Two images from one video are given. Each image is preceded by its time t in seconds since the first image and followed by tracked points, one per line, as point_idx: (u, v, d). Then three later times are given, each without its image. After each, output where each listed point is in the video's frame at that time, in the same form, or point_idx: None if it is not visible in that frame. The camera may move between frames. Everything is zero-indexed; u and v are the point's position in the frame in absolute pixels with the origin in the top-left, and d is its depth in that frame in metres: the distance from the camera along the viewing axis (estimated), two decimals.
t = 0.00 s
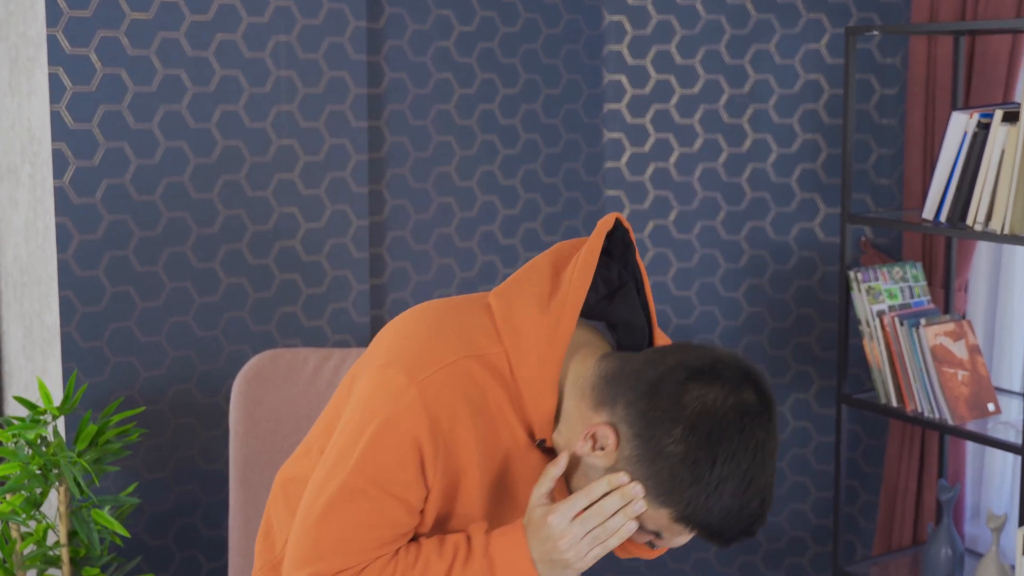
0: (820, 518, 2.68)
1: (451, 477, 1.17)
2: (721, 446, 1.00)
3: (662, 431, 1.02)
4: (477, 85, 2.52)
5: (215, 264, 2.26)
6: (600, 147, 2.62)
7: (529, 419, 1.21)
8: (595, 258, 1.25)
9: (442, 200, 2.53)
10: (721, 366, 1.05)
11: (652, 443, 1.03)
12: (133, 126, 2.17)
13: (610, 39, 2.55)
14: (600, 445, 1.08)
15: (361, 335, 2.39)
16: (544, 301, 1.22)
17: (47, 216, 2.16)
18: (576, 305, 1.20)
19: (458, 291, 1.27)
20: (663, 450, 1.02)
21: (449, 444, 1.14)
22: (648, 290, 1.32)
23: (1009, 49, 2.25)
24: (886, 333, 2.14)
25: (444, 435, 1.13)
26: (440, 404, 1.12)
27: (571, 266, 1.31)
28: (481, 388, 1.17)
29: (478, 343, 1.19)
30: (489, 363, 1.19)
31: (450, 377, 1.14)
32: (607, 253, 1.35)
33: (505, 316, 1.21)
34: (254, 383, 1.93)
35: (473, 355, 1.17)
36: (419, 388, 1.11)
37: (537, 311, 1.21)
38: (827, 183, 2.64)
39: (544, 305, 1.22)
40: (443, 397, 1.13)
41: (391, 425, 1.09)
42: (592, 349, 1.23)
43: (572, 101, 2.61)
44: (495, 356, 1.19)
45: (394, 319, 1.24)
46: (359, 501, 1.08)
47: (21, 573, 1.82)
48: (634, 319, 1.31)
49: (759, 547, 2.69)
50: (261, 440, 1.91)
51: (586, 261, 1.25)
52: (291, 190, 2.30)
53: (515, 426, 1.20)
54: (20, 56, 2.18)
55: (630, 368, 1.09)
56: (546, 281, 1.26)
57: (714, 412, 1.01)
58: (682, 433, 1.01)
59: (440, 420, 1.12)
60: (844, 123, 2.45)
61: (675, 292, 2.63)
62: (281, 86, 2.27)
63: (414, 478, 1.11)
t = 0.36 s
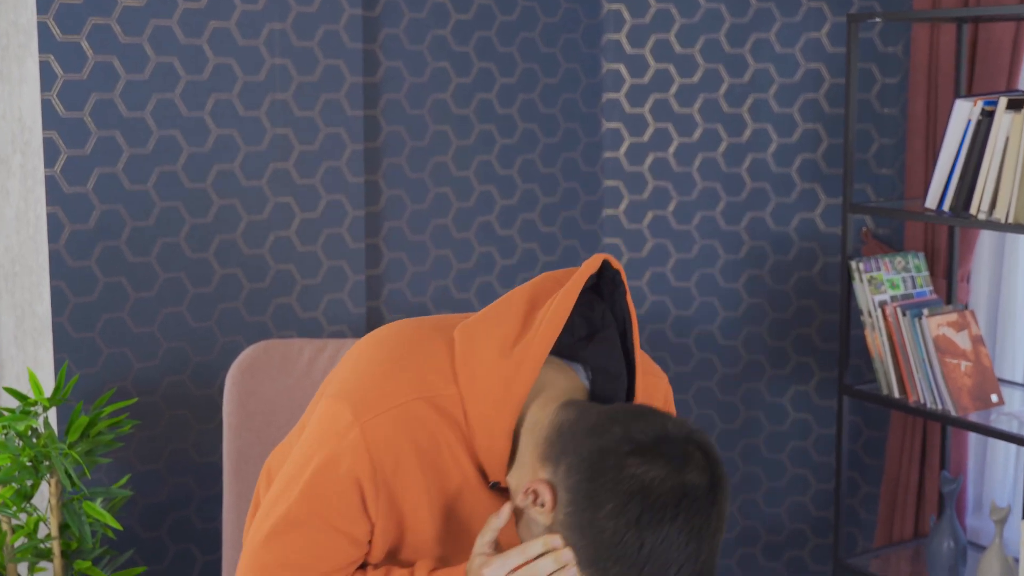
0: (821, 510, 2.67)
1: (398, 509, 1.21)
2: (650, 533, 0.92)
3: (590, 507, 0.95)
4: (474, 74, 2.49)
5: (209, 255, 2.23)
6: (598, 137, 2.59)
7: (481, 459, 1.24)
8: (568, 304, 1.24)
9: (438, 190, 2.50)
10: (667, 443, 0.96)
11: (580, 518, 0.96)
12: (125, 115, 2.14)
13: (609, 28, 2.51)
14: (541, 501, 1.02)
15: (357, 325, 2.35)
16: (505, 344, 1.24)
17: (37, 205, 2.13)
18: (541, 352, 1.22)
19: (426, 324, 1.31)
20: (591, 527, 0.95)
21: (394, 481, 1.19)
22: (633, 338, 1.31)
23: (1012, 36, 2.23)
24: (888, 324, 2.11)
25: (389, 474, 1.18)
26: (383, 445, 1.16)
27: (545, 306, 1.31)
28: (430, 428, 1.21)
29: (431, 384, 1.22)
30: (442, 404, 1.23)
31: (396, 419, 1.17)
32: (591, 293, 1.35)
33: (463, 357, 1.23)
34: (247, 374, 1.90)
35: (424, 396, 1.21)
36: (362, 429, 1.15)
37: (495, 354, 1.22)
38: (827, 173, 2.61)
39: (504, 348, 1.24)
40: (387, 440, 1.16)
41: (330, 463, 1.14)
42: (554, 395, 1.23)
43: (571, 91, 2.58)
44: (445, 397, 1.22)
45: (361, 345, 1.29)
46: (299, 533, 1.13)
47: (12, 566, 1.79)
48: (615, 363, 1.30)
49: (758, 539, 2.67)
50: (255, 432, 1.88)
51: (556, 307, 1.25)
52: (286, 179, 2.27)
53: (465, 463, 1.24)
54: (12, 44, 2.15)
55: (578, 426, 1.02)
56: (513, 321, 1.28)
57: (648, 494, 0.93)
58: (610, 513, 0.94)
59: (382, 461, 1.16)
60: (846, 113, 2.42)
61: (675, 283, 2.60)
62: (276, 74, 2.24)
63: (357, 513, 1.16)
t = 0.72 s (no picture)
0: (823, 493, 2.65)
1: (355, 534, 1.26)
2: None
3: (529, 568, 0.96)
4: (473, 53, 2.46)
5: (205, 235, 2.20)
6: (599, 118, 2.56)
7: (438, 490, 1.28)
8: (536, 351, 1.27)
9: (437, 170, 2.47)
10: (609, 513, 0.97)
11: None
12: (119, 93, 2.11)
13: (609, 7, 2.48)
14: (484, 547, 1.04)
15: (354, 307, 2.32)
16: (467, 381, 1.26)
17: (31, 185, 2.10)
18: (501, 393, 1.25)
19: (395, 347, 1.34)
20: None
21: (350, 508, 1.23)
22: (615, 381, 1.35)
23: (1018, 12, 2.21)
24: (893, 305, 2.09)
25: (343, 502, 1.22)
26: (336, 476, 1.20)
27: (518, 343, 1.33)
28: (388, 460, 1.24)
29: (391, 417, 1.26)
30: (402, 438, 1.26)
31: (349, 451, 1.21)
32: (572, 334, 1.39)
33: (422, 391, 1.26)
34: (243, 356, 1.88)
35: (382, 429, 1.24)
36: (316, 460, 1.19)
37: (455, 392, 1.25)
38: (829, 154, 2.58)
39: (466, 385, 1.26)
40: (340, 471, 1.20)
41: (283, 490, 1.18)
42: (518, 433, 1.25)
43: (570, 71, 2.55)
44: (403, 431, 1.25)
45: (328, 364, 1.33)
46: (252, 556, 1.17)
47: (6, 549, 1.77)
48: (593, 407, 1.33)
49: (759, 523, 2.65)
50: (253, 413, 1.86)
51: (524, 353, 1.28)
52: (282, 159, 2.24)
53: (422, 492, 1.28)
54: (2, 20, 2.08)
55: (528, 480, 1.03)
56: (479, 356, 1.30)
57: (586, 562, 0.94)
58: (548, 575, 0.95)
59: (334, 491, 1.20)
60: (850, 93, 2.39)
61: (675, 265, 2.58)
62: (272, 52, 2.20)
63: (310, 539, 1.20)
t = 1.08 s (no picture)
0: (828, 470, 2.63)
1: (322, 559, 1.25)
2: None
3: None
4: (475, 26, 2.42)
5: (203, 208, 2.17)
6: (602, 91, 2.52)
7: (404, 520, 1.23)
8: (506, 405, 1.19)
9: (438, 144, 2.43)
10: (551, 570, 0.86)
11: None
12: (116, 65, 2.08)
13: None
14: None
15: (354, 283, 2.30)
16: (431, 421, 1.22)
17: (27, 158, 2.07)
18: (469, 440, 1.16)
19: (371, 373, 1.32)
20: None
21: (315, 536, 1.23)
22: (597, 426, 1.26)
23: None
24: (899, 279, 2.06)
25: (305, 531, 1.22)
26: (297, 505, 1.20)
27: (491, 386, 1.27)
28: (349, 490, 1.22)
29: (354, 444, 1.24)
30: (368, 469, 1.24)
31: (308, 481, 1.21)
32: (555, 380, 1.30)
33: (388, 425, 1.23)
34: (242, 329, 1.85)
35: (345, 458, 1.22)
36: (275, 484, 1.20)
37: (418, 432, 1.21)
38: (835, 128, 2.54)
39: (431, 425, 1.21)
40: (300, 501, 1.20)
41: (248, 512, 1.21)
42: (488, 466, 1.13)
43: (573, 44, 2.51)
44: (365, 461, 1.23)
45: (308, 380, 1.33)
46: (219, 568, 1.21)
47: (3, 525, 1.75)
48: (571, 453, 1.24)
49: (763, 500, 2.64)
50: (252, 388, 1.84)
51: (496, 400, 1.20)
52: (282, 132, 2.21)
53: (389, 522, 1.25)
54: None
55: (481, 522, 0.92)
56: (451, 393, 1.25)
57: None
58: None
59: (297, 518, 1.20)
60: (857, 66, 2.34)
61: (679, 241, 2.56)
62: (271, 24, 2.17)
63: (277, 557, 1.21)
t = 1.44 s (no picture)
0: (832, 447, 2.58)
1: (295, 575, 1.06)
2: None
3: None
4: None
5: (201, 182, 2.14)
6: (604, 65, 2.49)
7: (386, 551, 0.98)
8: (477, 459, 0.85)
9: (439, 118, 2.40)
10: None
11: None
12: (112, 36, 2.04)
13: None
14: None
15: (354, 258, 2.27)
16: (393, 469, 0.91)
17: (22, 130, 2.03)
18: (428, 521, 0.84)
19: (354, 380, 1.10)
20: None
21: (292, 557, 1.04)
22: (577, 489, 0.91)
23: None
24: (906, 253, 2.04)
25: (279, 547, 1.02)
26: (267, 525, 1.01)
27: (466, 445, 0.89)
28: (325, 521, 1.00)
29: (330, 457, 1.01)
30: (342, 488, 1.01)
31: (282, 498, 1.00)
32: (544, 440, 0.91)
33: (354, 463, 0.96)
34: (242, 303, 1.84)
35: (315, 475, 1.00)
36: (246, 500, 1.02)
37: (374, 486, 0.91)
38: (841, 102, 2.45)
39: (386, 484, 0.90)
40: (270, 520, 1.00)
41: (225, 525, 1.06)
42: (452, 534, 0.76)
43: (576, 16, 2.46)
44: (339, 481, 1.00)
45: (285, 393, 1.12)
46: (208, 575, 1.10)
47: None
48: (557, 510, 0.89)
49: (767, 478, 2.61)
50: (251, 362, 1.81)
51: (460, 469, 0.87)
52: (280, 104, 2.17)
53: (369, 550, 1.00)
54: None
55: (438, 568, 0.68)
56: (420, 448, 0.92)
57: None
58: None
59: (269, 532, 1.01)
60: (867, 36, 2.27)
61: (683, 215, 2.53)
62: None
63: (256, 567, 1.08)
